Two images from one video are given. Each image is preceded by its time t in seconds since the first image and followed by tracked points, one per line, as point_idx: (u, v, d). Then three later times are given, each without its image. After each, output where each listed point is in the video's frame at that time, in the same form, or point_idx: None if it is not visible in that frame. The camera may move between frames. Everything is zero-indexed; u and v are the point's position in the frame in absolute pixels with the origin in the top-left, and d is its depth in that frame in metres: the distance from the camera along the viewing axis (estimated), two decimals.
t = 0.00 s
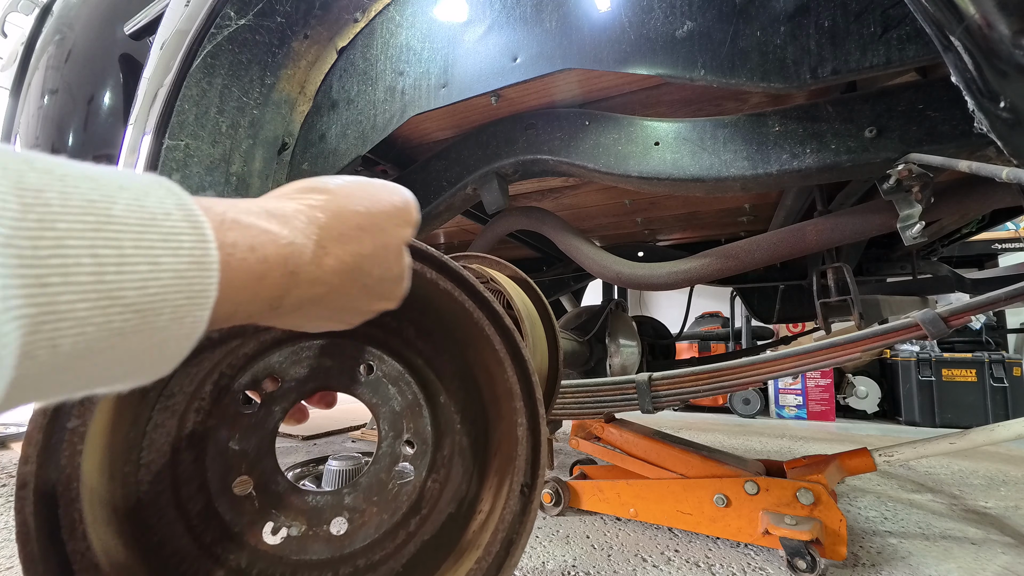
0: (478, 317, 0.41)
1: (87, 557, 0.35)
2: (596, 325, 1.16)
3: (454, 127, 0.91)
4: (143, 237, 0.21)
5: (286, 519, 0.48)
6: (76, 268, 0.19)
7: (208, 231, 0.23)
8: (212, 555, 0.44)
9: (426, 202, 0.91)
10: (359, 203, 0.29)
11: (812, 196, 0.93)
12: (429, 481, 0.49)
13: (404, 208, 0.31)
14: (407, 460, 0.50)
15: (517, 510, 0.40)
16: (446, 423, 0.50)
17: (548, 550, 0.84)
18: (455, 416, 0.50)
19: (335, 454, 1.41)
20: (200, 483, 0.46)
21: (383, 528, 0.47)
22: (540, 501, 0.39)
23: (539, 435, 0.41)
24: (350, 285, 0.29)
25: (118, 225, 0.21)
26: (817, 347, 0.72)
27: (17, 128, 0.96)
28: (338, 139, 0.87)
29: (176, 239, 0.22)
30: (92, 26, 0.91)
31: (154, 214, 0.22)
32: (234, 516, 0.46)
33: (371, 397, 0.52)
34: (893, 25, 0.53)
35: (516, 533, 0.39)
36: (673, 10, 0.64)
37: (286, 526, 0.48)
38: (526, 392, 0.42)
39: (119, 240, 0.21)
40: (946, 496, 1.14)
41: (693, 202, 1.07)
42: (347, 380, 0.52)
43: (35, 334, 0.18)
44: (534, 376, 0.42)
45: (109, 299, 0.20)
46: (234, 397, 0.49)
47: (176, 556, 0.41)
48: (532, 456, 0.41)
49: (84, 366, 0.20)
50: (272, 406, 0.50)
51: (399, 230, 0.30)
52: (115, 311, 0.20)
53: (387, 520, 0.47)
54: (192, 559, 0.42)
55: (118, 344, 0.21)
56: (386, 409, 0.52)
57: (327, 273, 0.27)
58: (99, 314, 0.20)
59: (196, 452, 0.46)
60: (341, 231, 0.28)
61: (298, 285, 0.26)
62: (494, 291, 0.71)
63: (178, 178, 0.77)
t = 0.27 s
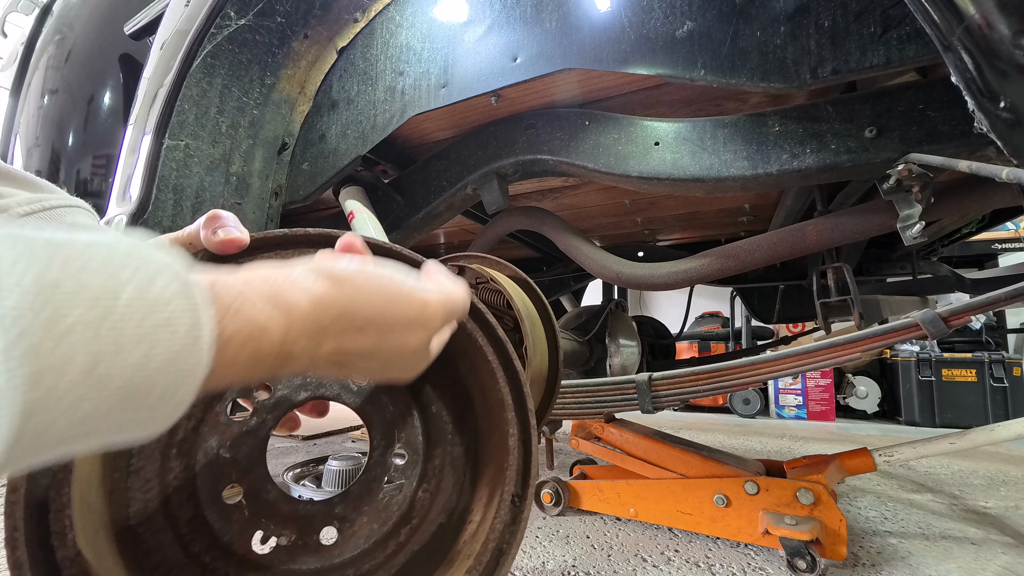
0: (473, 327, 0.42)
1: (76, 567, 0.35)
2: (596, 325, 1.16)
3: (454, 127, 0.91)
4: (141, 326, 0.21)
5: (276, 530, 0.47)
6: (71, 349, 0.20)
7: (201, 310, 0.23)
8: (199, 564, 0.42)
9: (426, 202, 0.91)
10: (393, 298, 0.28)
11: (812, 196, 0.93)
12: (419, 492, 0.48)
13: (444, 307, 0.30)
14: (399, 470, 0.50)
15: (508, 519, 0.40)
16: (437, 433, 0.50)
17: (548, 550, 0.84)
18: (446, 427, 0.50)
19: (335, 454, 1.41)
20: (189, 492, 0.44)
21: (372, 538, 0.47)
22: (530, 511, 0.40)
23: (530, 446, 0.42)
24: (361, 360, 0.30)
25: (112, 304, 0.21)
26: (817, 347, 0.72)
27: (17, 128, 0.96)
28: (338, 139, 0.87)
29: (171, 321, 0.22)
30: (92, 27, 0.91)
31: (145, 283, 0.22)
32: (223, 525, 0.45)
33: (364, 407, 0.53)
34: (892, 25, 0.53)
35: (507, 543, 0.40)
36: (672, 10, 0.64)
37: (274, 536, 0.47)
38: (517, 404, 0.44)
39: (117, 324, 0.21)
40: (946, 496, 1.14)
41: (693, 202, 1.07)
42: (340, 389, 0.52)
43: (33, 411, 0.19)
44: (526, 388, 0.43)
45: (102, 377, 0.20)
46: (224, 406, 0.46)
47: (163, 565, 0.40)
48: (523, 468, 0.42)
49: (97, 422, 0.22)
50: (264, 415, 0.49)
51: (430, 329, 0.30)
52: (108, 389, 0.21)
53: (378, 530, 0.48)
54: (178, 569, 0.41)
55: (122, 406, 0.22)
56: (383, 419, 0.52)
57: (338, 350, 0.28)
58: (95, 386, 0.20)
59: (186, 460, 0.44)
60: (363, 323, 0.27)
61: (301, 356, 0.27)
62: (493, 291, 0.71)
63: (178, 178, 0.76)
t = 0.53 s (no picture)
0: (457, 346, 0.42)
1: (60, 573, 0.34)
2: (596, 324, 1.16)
3: (454, 127, 0.91)
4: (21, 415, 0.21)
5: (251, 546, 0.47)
6: None
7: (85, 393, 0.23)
8: None
9: (426, 202, 0.91)
10: (322, 390, 0.28)
11: (812, 196, 0.93)
12: (397, 511, 0.50)
13: (373, 406, 0.30)
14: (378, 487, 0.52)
15: (487, 536, 0.42)
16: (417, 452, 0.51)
17: (548, 550, 0.84)
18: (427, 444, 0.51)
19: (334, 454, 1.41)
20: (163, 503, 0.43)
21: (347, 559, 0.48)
22: (509, 530, 0.42)
23: (509, 464, 0.43)
24: (275, 444, 0.30)
25: None
26: (817, 347, 0.72)
27: (17, 128, 0.96)
28: (338, 139, 0.87)
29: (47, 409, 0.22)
30: (93, 27, 0.91)
31: (19, 363, 0.21)
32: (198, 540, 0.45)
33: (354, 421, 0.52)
34: (892, 25, 0.53)
35: (485, 559, 0.42)
36: (672, 10, 0.64)
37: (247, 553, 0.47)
38: (499, 423, 0.44)
39: None
40: (946, 496, 1.14)
41: (693, 202, 1.07)
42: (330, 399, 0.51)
43: None
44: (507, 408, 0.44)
45: None
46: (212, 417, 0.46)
47: None
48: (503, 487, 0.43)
49: None
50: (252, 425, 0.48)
51: (353, 425, 0.30)
52: None
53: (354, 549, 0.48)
54: None
55: None
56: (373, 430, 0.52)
57: (246, 434, 0.29)
58: None
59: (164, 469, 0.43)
60: (282, 409, 0.28)
61: (205, 437, 0.27)
62: (493, 291, 0.71)
63: (178, 178, 0.76)
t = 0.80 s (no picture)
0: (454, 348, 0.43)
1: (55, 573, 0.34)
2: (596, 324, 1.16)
3: (454, 128, 0.91)
4: (157, 390, 0.19)
5: (243, 547, 0.48)
6: (90, 413, 0.18)
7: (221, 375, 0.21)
8: None
9: (426, 202, 0.91)
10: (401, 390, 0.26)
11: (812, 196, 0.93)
12: (392, 512, 0.51)
13: (448, 403, 0.28)
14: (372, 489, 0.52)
15: (484, 539, 0.42)
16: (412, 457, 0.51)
17: (548, 550, 0.84)
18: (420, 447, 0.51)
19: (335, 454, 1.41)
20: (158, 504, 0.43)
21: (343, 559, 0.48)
22: (504, 533, 0.42)
23: (506, 467, 0.44)
24: (352, 436, 0.28)
25: (133, 364, 0.19)
26: (817, 347, 0.72)
27: (17, 128, 0.96)
28: (338, 139, 0.87)
29: (190, 387, 0.20)
30: (93, 27, 0.91)
31: (170, 346, 0.20)
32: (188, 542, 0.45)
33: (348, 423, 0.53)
34: (892, 25, 0.53)
35: (481, 562, 0.42)
36: (672, 10, 0.64)
37: (239, 554, 0.48)
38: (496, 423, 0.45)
39: (136, 389, 0.19)
40: (946, 496, 1.14)
41: (693, 202, 1.07)
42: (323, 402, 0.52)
43: (45, 477, 0.17)
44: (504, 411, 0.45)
45: (117, 442, 0.19)
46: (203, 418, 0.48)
47: None
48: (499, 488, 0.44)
49: (89, 488, 0.19)
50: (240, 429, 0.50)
51: (428, 423, 0.28)
52: (116, 454, 0.19)
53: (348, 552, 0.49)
54: None
55: (128, 469, 0.20)
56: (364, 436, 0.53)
57: (328, 427, 0.26)
58: (109, 447, 0.18)
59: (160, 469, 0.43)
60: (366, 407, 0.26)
61: (298, 426, 0.25)
62: (494, 291, 0.71)
63: (178, 178, 0.76)
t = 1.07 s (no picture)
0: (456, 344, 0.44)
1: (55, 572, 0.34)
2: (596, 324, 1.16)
3: (454, 127, 0.91)
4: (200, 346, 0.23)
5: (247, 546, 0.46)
6: (147, 363, 0.21)
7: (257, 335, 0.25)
8: None
9: (426, 202, 0.91)
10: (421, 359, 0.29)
11: (812, 196, 0.93)
12: (399, 508, 0.50)
13: (464, 373, 0.30)
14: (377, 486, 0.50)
15: (492, 534, 0.44)
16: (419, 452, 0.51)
17: (548, 550, 0.84)
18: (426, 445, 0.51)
19: (335, 454, 1.41)
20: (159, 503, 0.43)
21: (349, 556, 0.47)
22: (511, 528, 0.44)
23: (513, 461, 0.45)
24: (378, 396, 0.32)
25: (185, 321, 0.23)
26: (817, 347, 0.72)
27: (17, 128, 0.95)
28: (338, 139, 0.87)
29: (228, 342, 0.23)
30: (94, 27, 0.91)
31: (209, 304, 0.24)
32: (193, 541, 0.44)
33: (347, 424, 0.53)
34: (892, 25, 0.53)
35: (488, 558, 0.43)
36: (672, 10, 0.64)
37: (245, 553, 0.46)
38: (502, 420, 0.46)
39: (186, 341, 0.23)
40: (947, 496, 1.14)
41: (693, 202, 1.07)
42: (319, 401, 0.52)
43: (111, 419, 0.21)
44: (509, 405, 0.46)
45: (168, 390, 0.22)
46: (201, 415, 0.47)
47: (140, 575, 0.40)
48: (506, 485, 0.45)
49: (154, 431, 0.23)
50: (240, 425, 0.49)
51: (444, 390, 0.31)
52: (169, 403, 0.22)
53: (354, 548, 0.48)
54: None
55: (177, 417, 0.23)
56: (365, 433, 0.52)
57: (356, 387, 0.30)
58: (162, 394, 0.22)
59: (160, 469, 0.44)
60: (391, 372, 0.29)
61: (328, 383, 0.29)
62: (494, 290, 0.71)
63: (178, 178, 0.76)
